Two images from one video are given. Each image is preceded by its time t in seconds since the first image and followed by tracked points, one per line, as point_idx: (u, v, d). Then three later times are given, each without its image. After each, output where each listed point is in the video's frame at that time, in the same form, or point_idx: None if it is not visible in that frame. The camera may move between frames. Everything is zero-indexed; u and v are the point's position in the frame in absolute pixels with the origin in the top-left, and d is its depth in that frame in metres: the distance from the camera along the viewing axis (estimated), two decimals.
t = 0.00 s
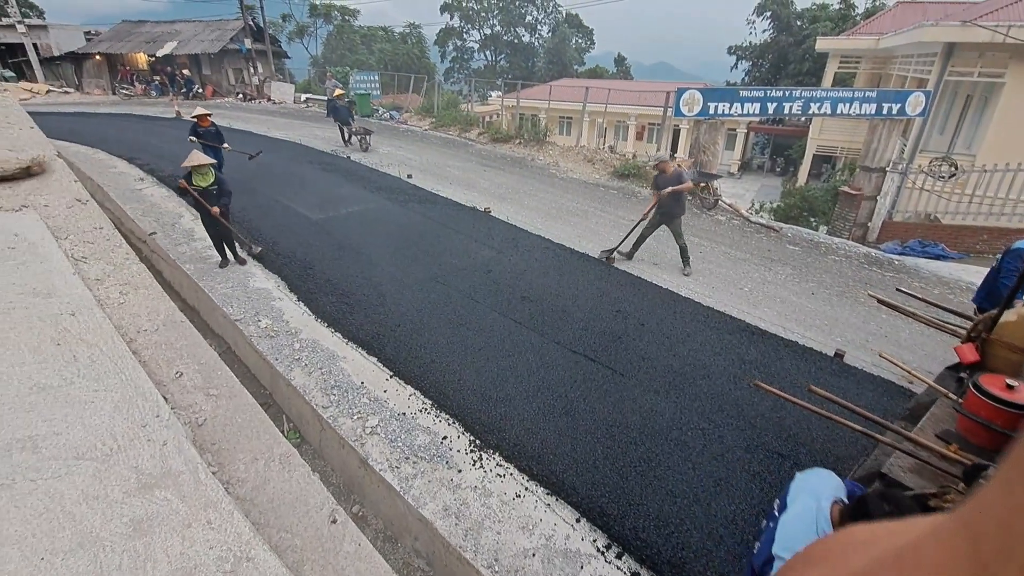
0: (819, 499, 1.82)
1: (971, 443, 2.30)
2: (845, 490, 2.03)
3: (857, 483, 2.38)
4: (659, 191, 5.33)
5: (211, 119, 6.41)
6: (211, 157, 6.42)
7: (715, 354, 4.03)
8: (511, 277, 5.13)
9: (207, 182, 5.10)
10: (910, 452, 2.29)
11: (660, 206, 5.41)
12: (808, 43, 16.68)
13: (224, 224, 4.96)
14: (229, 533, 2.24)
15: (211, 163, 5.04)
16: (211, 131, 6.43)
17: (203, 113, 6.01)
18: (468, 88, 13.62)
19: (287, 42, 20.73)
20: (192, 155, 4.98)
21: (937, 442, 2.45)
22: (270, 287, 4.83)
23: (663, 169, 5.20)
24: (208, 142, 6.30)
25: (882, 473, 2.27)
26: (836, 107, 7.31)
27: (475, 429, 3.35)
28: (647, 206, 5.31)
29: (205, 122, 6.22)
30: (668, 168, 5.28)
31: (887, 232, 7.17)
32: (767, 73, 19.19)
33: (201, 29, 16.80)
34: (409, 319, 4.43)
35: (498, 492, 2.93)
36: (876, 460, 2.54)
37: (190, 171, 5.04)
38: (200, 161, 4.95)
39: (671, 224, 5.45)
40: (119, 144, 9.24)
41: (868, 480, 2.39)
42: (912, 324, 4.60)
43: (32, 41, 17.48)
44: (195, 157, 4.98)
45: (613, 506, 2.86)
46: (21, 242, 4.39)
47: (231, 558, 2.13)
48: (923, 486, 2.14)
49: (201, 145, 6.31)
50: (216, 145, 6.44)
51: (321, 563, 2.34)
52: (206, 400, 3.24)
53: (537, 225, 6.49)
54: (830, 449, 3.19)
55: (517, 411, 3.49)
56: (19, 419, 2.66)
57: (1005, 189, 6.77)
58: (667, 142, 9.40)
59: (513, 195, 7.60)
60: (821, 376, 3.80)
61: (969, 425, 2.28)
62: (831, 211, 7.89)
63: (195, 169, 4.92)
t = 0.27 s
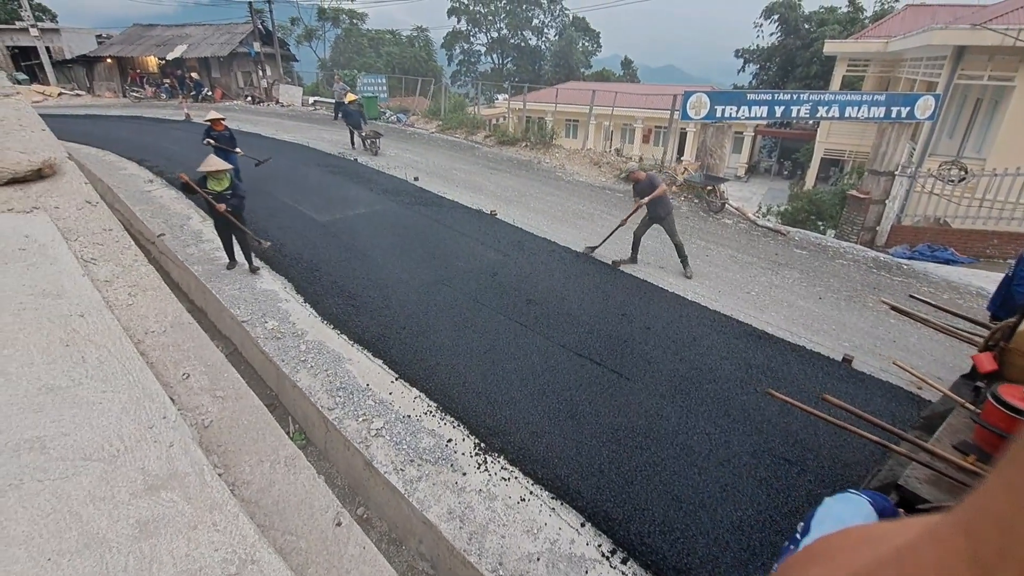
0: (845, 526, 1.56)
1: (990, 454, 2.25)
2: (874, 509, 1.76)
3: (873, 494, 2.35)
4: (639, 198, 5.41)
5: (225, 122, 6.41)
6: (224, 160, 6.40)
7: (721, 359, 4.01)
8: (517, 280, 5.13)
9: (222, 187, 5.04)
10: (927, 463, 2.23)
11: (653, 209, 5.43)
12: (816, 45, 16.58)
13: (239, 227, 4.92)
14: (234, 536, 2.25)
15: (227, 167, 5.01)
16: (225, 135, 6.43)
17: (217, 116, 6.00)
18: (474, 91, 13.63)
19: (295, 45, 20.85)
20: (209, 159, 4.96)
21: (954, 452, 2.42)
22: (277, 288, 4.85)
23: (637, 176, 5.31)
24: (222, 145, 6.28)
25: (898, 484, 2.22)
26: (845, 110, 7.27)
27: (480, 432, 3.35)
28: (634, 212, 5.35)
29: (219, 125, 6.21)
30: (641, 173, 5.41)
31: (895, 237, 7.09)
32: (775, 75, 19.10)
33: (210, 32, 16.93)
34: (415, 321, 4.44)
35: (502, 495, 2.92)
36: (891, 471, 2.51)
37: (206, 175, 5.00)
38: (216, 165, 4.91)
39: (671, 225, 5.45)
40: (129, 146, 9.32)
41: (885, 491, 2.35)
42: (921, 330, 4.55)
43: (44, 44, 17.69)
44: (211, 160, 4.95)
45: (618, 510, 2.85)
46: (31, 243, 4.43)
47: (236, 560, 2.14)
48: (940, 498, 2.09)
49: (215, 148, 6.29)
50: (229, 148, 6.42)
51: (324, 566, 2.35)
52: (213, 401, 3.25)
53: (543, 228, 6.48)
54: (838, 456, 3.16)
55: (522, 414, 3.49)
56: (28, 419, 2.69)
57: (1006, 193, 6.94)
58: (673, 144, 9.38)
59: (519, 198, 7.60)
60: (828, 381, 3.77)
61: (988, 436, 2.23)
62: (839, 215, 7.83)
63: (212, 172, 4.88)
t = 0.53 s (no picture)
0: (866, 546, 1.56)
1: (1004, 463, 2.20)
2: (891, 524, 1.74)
3: (882, 503, 2.30)
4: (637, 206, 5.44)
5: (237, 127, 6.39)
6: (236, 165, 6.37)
7: (724, 362, 4.00)
8: (520, 283, 5.13)
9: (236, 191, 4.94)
10: (940, 472, 2.19)
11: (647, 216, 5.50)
12: (819, 49, 16.56)
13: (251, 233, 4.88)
14: (236, 537, 2.26)
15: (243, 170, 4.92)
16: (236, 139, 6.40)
17: (229, 120, 5.99)
18: (478, 93, 13.65)
19: (300, 48, 20.95)
20: (226, 162, 4.86)
21: (967, 462, 2.34)
22: (280, 290, 4.87)
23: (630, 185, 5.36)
24: (234, 149, 6.26)
25: (909, 494, 2.17)
26: (849, 113, 7.26)
27: (482, 435, 3.34)
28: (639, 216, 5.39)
29: (231, 129, 6.19)
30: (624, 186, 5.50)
31: (899, 240, 7.08)
32: (778, 78, 19.09)
33: (215, 35, 17.02)
34: (419, 323, 4.45)
35: (504, 498, 2.92)
36: (901, 479, 2.46)
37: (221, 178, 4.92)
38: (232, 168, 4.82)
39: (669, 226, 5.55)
40: (134, 148, 9.38)
41: (895, 501, 2.30)
42: (924, 333, 4.54)
43: (51, 47, 17.84)
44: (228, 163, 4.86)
45: (620, 514, 2.84)
46: (37, 245, 4.46)
47: (239, 562, 2.14)
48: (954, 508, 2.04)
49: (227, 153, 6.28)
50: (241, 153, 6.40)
51: (326, 567, 2.35)
52: (216, 403, 3.26)
53: (546, 231, 6.48)
54: (841, 460, 3.15)
55: (525, 416, 3.49)
56: (33, 419, 2.70)
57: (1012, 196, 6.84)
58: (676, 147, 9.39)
59: (522, 200, 7.61)
60: (832, 385, 3.76)
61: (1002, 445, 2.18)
62: (843, 218, 7.82)
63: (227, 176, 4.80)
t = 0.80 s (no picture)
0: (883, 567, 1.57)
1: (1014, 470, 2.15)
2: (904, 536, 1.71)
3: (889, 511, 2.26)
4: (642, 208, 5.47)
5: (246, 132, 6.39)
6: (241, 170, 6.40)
7: (724, 365, 4.00)
8: (520, 285, 5.13)
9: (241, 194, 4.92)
10: (949, 479, 2.14)
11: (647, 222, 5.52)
12: (820, 52, 16.56)
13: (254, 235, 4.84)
14: (236, 539, 2.25)
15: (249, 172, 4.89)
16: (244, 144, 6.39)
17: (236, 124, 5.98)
18: (479, 96, 13.65)
19: (302, 51, 21.01)
20: (234, 165, 4.88)
21: (974, 468, 2.31)
22: (281, 292, 4.87)
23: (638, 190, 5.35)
24: (240, 154, 6.28)
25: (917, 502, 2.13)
26: (850, 116, 7.28)
27: (482, 437, 3.34)
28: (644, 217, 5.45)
29: (238, 134, 6.20)
30: (630, 187, 5.32)
31: (901, 243, 7.07)
32: (779, 81, 19.12)
33: (217, 38, 17.08)
34: (419, 326, 4.44)
35: (504, 501, 2.91)
36: (908, 486, 2.42)
37: (227, 180, 4.93)
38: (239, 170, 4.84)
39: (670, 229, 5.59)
40: (137, 150, 9.40)
41: (902, 508, 2.26)
42: (926, 337, 4.53)
43: (54, 50, 17.91)
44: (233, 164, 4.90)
45: (621, 517, 2.83)
46: (39, 246, 4.47)
47: (238, 564, 2.14)
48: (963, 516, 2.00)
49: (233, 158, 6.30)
50: (247, 158, 6.42)
51: (326, 570, 2.35)
52: (217, 404, 3.26)
53: (547, 233, 6.48)
54: (843, 463, 3.14)
55: (526, 419, 3.48)
56: (34, 421, 2.71)
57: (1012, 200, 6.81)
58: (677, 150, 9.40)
59: (523, 202, 7.61)
60: (833, 388, 3.75)
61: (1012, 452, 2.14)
62: (844, 221, 7.82)
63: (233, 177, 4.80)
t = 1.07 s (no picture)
0: None
1: None
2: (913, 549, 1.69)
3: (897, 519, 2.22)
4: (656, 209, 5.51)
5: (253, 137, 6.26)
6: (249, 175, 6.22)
7: (725, 368, 4.00)
8: (521, 287, 5.13)
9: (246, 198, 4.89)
10: (959, 487, 2.10)
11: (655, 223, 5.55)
12: (821, 55, 16.58)
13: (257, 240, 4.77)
14: (235, 541, 2.25)
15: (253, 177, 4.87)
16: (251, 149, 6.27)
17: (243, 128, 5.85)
18: (480, 99, 13.67)
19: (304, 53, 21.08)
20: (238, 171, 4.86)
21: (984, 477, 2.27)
22: (282, 294, 4.88)
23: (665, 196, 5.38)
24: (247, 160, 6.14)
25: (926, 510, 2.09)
26: (850, 120, 7.29)
27: (482, 440, 3.34)
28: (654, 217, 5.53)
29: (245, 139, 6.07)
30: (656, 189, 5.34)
31: (902, 246, 7.07)
32: (780, 84, 19.14)
33: (220, 40, 17.13)
34: (420, 328, 4.45)
35: (504, 504, 2.91)
36: (915, 494, 2.38)
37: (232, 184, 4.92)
38: (243, 175, 4.85)
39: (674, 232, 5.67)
40: (139, 152, 9.43)
41: (909, 516, 2.23)
42: (927, 340, 4.53)
43: (57, 52, 17.98)
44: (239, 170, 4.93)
45: (621, 520, 2.83)
46: (41, 247, 4.48)
47: (238, 565, 2.14)
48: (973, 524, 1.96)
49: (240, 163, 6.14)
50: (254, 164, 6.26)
51: (325, 572, 2.34)
52: (217, 406, 3.26)
53: (547, 236, 6.49)
54: (843, 467, 3.13)
55: (526, 421, 3.48)
56: (35, 422, 2.71)
57: (1013, 204, 6.82)
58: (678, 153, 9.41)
59: (524, 205, 7.62)
60: (833, 391, 3.75)
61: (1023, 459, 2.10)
62: (845, 224, 7.82)
63: (235, 181, 4.80)
